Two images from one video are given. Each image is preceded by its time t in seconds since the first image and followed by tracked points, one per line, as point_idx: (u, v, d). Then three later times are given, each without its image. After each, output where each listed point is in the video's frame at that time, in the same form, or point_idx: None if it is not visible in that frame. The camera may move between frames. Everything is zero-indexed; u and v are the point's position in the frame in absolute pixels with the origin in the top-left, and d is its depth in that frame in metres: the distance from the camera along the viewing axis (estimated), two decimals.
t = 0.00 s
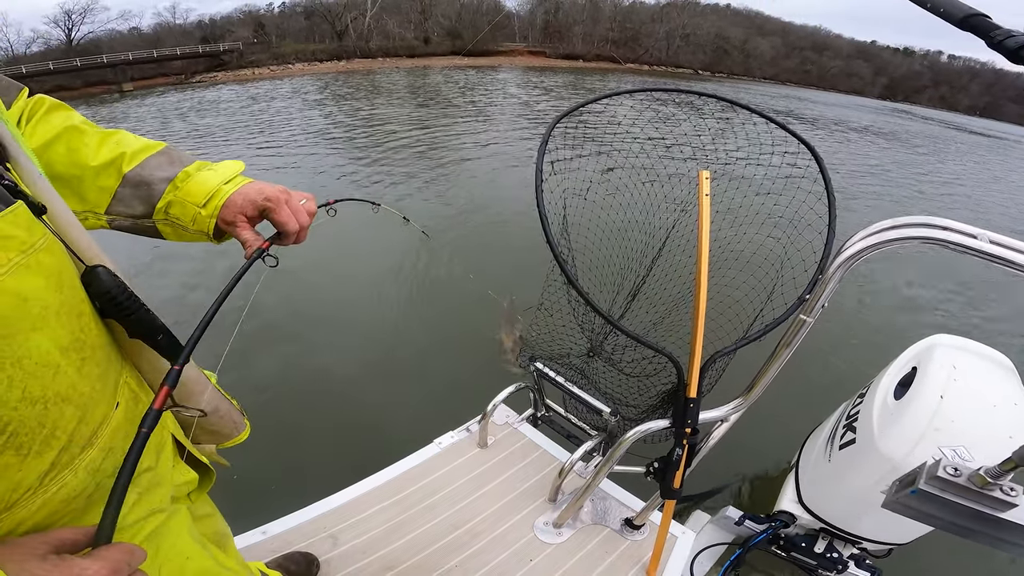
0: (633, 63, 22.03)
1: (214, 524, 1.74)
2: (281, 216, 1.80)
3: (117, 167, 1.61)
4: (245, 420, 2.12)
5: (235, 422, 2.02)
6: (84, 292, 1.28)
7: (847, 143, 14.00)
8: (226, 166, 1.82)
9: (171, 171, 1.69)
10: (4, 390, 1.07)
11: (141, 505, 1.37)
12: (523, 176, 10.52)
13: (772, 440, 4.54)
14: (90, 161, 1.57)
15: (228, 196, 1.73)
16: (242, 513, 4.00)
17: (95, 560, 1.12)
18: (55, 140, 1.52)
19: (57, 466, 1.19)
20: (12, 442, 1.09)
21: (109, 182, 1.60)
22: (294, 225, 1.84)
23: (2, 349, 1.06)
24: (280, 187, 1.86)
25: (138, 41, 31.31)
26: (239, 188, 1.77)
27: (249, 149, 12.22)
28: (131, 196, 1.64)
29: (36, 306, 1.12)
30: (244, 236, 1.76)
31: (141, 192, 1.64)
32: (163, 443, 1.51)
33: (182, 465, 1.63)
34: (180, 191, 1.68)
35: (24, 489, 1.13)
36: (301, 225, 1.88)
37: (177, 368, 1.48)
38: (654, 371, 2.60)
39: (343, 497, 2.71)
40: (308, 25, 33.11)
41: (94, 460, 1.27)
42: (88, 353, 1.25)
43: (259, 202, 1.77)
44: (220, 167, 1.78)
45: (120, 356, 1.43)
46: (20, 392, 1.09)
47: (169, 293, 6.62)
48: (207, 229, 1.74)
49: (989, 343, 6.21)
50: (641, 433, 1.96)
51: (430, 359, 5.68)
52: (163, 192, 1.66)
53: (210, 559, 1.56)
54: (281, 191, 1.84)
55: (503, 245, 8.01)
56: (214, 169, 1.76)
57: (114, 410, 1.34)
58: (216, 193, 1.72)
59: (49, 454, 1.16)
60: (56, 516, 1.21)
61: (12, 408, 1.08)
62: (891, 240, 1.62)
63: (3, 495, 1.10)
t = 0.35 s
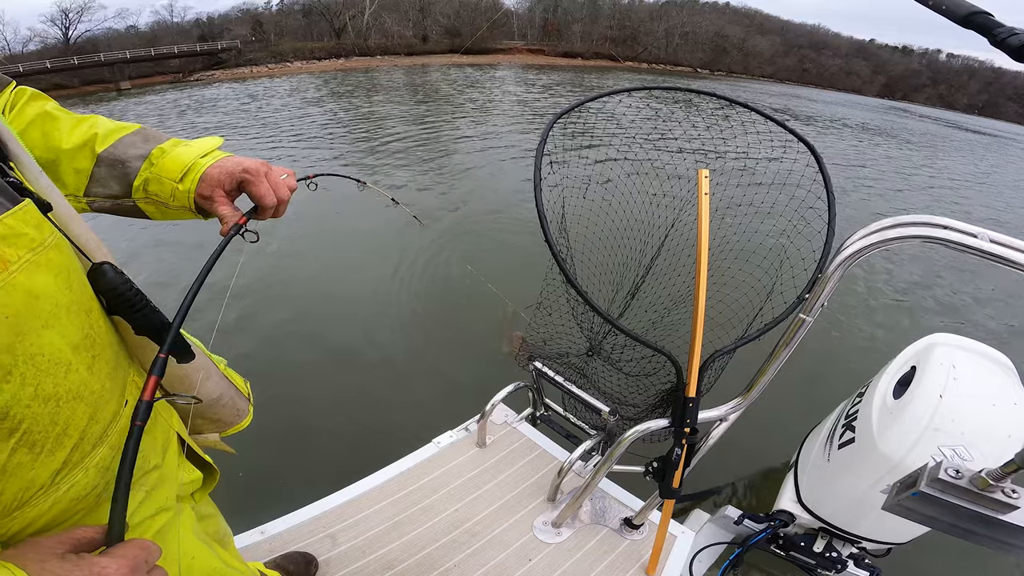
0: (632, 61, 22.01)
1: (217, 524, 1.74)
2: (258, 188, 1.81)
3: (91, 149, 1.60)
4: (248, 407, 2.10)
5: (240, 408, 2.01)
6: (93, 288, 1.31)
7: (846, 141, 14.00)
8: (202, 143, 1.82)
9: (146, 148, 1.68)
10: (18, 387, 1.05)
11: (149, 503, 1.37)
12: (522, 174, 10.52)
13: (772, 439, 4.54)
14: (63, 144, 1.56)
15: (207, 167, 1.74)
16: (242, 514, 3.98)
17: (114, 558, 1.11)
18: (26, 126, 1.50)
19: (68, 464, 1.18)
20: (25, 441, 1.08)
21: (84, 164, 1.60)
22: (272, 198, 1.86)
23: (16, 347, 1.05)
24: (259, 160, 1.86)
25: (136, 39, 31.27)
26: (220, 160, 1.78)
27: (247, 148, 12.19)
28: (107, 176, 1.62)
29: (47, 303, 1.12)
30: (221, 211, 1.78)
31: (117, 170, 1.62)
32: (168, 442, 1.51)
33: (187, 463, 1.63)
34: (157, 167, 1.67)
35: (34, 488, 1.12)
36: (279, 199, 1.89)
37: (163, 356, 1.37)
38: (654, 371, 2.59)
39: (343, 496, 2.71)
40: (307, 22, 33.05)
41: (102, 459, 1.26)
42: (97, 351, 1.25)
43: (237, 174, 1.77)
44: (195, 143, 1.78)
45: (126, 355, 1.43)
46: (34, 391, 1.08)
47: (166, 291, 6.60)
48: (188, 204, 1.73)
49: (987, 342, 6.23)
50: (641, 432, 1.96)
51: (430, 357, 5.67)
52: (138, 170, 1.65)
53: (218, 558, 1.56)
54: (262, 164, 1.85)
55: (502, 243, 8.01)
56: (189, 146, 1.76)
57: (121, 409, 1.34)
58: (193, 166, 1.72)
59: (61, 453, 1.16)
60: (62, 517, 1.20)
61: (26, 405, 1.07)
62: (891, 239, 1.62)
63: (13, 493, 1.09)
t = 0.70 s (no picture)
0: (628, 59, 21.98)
1: (215, 524, 1.72)
2: (220, 166, 1.71)
3: (47, 138, 1.58)
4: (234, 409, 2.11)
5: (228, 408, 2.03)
6: (96, 287, 1.30)
7: (842, 140, 14.03)
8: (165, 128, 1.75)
9: (103, 132, 1.64)
10: (23, 382, 1.04)
11: (148, 501, 1.36)
12: (519, 173, 10.52)
13: (769, 437, 4.56)
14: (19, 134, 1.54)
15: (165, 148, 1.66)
16: (241, 515, 3.96)
17: (120, 568, 1.08)
18: None
19: (70, 462, 1.16)
20: (30, 438, 1.06)
21: (43, 154, 1.58)
22: (237, 177, 1.75)
23: (23, 342, 1.04)
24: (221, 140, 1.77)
25: (130, 39, 31.09)
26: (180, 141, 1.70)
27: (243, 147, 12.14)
28: (64, 163, 1.61)
29: (53, 300, 1.11)
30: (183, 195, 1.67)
31: (73, 158, 1.60)
32: (167, 442, 1.49)
33: (185, 463, 1.62)
34: (111, 152, 1.61)
35: (35, 484, 1.10)
36: (245, 179, 1.78)
37: (130, 359, 1.26)
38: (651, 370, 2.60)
39: (340, 497, 2.70)
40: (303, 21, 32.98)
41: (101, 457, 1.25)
42: (99, 348, 1.24)
43: (197, 153, 1.69)
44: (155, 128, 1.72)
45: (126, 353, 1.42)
46: (38, 386, 1.07)
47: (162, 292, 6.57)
48: (147, 188, 1.65)
49: (983, 339, 6.27)
50: (639, 431, 1.96)
51: (428, 356, 5.65)
52: (93, 155, 1.60)
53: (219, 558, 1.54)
54: (225, 143, 1.77)
55: (499, 242, 8.00)
56: (147, 129, 1.69)
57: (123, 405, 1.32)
58: (148, 147, 1.63)
59: (64, 449, 1.15)
60: (55, 518, 1.18)
61: (30, 401, 1.06)
62: (888, 238, 1.62)
63: (15, 489, 1.07)
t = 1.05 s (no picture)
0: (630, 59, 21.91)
1: (221, 519, 1.72)
2: (202, 169, 1.64)
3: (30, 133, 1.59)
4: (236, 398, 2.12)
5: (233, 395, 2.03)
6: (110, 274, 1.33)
7: (844, 139, 14.00)
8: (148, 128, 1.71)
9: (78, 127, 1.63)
10: (42, 369, 1.06)
11: (159, 491, 1.36)
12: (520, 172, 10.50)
13: (770, 436, 4.56)
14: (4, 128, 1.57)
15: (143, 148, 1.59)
16: (245, 513, 3.97)
17: None
18: None
19: (85, 450, 1.17)
20: (46, 425, 1.08)
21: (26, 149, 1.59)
22: (219, 180, 1.68)
23: (44, 330, 1.06)
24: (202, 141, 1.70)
25: (131, 37, 31.01)
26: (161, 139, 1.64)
27: (244, 146, 12.12)
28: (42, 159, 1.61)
29: (74, 289, 1.14)
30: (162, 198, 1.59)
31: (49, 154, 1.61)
32: (175, 433, 1.50)
33: (194, 457, 1.62)
34: (85, 149, 1.61)
35: (51, 473, 1.11)
36: (227, 182, 1.71)
37: (118, 378, 1.19)
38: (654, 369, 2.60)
39: (342, 495, 2.70)
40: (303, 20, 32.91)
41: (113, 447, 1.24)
42: (114, 338, 1.26)
43: (176, 154, 1.61)
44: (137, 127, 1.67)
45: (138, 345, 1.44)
46: (57, 374, 1.09)
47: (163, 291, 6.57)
48: (119, 186, 1.59)
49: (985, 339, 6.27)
50: (641, 430, 1.96)
51: (430, 355, 5.65)
52: (70, 152, 1.60)
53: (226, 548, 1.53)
54: (207, 144, 1.70)
55: (500, 241, 7.99)
56: (127, 128, 1.65)
57: (136, 395, 1.34)
58: (124, 146, 1.58)
59: (79, 439, 1.15)
60: (67, 510, 1.17)
61: (48, 388, 1.07)
62: (893, 237, 1.61)
63: (31, 478, 1.08)
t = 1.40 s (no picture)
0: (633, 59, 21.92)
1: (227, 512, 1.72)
2: (181, 184, 1.57)
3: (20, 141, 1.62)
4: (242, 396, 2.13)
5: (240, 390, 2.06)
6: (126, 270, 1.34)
7: (847, 139, 13.97)
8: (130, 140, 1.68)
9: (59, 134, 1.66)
10: (66, 359, 1.08)
11: (170, 483, 1.37)
12: (522, 172, 10.50)
13: (773, 437, 4.55)
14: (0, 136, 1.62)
15: (120, 163, 1.54)
16: (248, 510, 3.99)
17: None
18: None
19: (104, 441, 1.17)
20: (70, 415, 1.09)
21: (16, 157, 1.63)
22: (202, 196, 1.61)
23: (68, 321, 1.08)
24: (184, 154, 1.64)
25: (134, 37, 31.07)
26: (139, 154, 1.57)
27: (247, 146, 12.15)
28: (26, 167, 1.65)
29: (96, 282, 1.17)
30: (143, 217, 1.55)
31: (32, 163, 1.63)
32: (186, 424, 1.52)
33: (205, 449, 1.63)
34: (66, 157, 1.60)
35: (73, 460, 1.11)
36: (209, 199, 1.65)
37: (106, 421, 1.11)
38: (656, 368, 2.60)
39: (345, 494, 2.71)
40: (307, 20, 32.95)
41: (132, 436, 1.24)
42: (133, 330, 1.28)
43: (154, 170, 1.55)
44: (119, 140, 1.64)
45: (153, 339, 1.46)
46: (79, 364, 1.10)
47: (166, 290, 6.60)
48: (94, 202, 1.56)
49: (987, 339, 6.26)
50: (644, 430, 1.97)
51: (432, 355, 5.66)
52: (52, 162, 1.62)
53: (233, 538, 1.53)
54: (189, 157, 1.63)
55: (502, 240, 8.00)
56: (107, 142, 1.61)
57: (153, 387, 1.35)
58: (98, 161, 1.54)
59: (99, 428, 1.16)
60: (85, 501, 1.17)
61: (72, 377, 1.09)
62: (895, 238, 1.62)
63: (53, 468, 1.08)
